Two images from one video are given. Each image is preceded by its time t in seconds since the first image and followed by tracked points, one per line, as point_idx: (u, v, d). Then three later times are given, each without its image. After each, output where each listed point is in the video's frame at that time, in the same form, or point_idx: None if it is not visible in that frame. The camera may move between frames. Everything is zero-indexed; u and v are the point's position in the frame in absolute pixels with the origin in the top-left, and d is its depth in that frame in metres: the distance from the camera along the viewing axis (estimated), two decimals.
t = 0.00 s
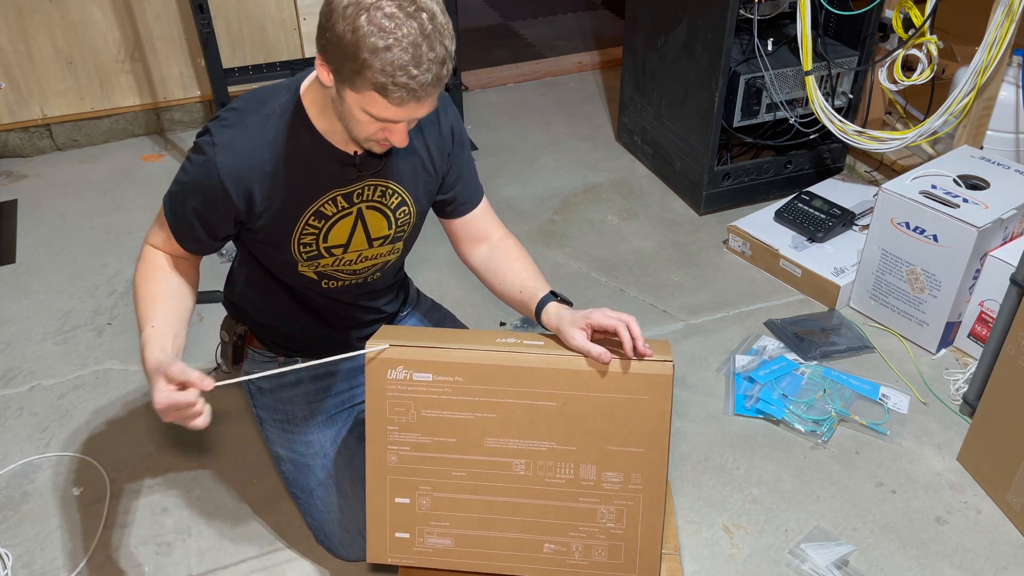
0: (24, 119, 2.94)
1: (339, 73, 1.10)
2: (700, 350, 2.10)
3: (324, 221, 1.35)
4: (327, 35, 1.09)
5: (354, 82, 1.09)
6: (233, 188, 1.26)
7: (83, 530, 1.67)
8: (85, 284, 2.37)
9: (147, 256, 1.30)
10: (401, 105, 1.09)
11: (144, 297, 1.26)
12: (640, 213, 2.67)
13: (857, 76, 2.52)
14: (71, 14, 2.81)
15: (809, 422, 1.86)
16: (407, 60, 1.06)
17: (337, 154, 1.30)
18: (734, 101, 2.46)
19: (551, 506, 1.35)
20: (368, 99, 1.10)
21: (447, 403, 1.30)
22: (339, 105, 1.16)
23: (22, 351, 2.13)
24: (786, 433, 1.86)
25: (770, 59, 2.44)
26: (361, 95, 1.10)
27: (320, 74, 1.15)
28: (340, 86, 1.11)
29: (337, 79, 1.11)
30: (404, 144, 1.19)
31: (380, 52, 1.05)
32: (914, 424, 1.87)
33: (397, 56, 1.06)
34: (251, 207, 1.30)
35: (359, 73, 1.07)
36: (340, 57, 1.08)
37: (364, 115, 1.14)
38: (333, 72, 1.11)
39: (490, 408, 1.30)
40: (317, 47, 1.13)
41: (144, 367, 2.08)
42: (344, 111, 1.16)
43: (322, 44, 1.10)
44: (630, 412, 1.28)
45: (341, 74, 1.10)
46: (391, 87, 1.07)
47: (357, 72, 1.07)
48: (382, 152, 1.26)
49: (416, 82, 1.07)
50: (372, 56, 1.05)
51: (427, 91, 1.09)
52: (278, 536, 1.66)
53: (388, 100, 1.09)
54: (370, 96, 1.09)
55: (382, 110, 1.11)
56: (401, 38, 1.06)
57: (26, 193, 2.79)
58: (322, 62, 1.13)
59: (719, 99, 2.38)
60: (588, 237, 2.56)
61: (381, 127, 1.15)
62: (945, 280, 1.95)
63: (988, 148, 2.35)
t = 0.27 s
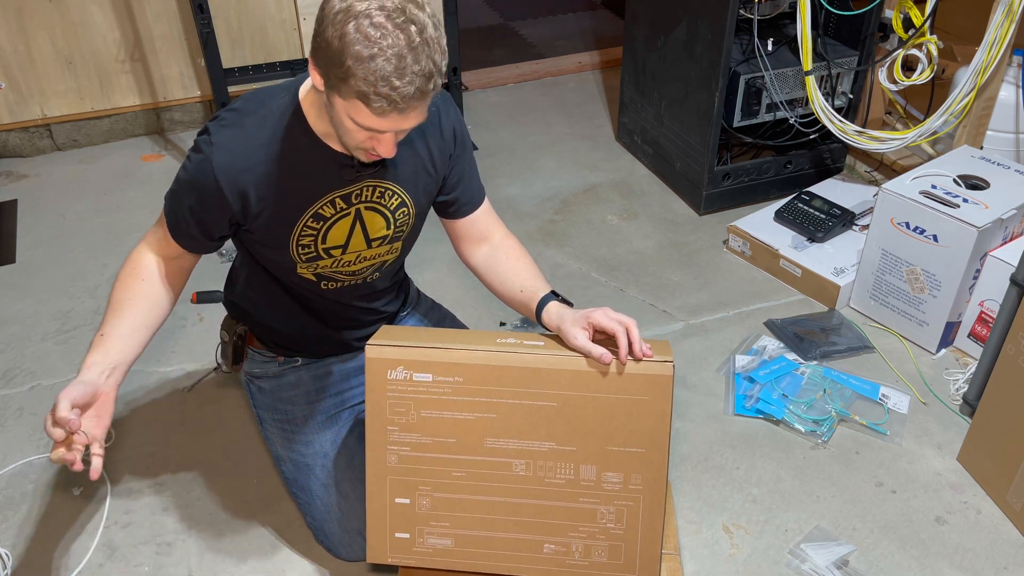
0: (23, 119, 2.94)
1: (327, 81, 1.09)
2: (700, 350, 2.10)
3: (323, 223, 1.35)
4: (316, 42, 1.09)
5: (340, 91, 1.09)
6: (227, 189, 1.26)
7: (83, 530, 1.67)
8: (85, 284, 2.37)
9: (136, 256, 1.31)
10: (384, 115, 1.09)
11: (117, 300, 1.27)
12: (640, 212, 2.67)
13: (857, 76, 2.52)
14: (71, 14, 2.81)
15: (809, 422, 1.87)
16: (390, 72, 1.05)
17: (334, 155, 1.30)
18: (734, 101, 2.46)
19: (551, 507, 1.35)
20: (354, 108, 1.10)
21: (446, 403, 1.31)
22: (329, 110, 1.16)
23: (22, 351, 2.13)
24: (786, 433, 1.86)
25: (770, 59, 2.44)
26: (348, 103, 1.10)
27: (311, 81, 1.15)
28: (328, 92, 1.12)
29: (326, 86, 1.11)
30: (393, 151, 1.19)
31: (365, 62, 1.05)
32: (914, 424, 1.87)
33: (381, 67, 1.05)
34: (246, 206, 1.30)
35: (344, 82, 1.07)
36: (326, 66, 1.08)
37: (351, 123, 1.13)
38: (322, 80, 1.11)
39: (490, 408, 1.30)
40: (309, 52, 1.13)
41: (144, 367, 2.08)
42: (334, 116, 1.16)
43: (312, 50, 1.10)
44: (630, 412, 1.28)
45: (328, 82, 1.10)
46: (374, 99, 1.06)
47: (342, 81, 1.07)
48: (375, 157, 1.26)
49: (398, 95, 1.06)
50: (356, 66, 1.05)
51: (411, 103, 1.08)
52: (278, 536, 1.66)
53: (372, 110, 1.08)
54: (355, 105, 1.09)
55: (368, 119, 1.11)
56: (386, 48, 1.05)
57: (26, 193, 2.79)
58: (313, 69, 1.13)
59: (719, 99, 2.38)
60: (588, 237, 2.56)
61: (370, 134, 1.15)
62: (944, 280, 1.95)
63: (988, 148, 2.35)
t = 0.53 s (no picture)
0: (23, 119, 2.94)
1: (334, 81, 1.09)
2: (700, 350, 2.10)
3: (321, 225, 1.35)
4: (316, 46, 1.08)
5: (350, 88, 1.09)
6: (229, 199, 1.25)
7: (83, 530, 1.67)
8: (85, 283, 2.37)
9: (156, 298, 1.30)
10: (401, 104, 1.10)
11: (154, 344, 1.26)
12: (640, 213, 2.67)
13: (857, 76, 2.52)
14: (71, 14, 2.81)
15: (809, 422, 1.87)
16: (403, 58, 1.06)
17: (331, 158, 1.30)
18: (734, 101, 2.46)
19: (551, 507, 1.35)
20: (368, 103, 1.10)
21: (445, 404, 1.31)
22: (334, 112, 1.16)
23: (22, 351, 2.13)
24: (786, 433, 1.86)
25: (770, 59, 2.44)
26: (359, 99, 1.10)
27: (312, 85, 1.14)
28: (334, 94, 1.11)
29: (331, 87, 1.10)
30: (404, 142, 1.20)
31: (376, 55, 1.05)
32: (914, 424, 1.87)
33: (393, 57, 1.05)
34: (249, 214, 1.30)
35: (355, 78, 1.07)
36: (332, 67, 1.07)
37: (363, 119, 1.13)
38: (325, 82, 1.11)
39: (489, 409, 1.30)
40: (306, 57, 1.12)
41: (144, 367, 2.08)
42: (340, 117, 1.15)
43: (312, 55, 1.10)
44: (630, 412, 1.28)
45: (335, 82, 1.09)
46: (390, 88, 1.07)
47: (353, 77, 1.07)
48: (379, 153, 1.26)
49: (414, 81, 1.07)
50: (368, 60, 1.05)
51: (425, 87, 1.09)
52: (279, 537, 1.66)
53: (388, 101, 1.09)
54: (370, 99, 1.09)
55: (382, 111, 1.11)
56: (394, 38, 1.06)
57: (26, 193, 2.79)
58: (313, 71, 1.12)
59: (719, 99, 2.38)
60: (588, 237, 2.56)
61: (381, 127, 1.15)
62: (945, 281, 1.95)
63: (988, 148, 2.35)
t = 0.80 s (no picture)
0: (23, 119, 2.94)
1: (365, 62, 1.10)
2: (700, 350, 2.10)
3: (329, 223, 1.35)
4: (344, 30, 1.09)
5: (384, 68, 1.10)
6: (247, 200, 1.24)
7: (83, 530, 1.67)
8: (85, 283, 2.37)
9: (217, 345, 1.26)
10: (436, 80, 1.12)
11: (241, 378, 1.24)
12: (640, 212, 2.67)
13: (857, 76, 2.52)
14: (71, 14, 2.81)
15: (809, 422, 1.86)
16: (439, 33, 1.09)
17: (338, 156, 1.30)
18: (734, 102, 2.46)
19: (551, 505, 1.35)
20: (399, 83, 1.12)
21: (446, 401, 1.31)
22: (356, 99, 1.16)
23: (22, 351, 2.13)
24: (786, 433, 1.86)
25: (770, 59, 2.44)
26: (391, 80, 1.11)
27: (333, 73, 1.14)
28: (362, 77, 1.12)
29: (359, 71, 1.11)
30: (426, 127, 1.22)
31: (411, 32, 1.08)
32: (914, 424, 1.87)
33: (429, 33, 1.08)
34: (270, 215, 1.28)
35: (390, 57, 1.09)
36: (365, 47, 1.08)
37: (390, 103, 1.14)
38: (352, 66, 1.11)
39: (490, 406, 1.30)
40: (326, 44, 1.13)
41: (144, 367, 2.08)
42: (364, 104, 1.16)
43: (338, 39, 1.10)
44: (631, 411, 1.28)
45: (366, 64, 1.10)
46: (429, 63, 1.09)
47: (388, 56, 1.08)
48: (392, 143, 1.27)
49: (449, 55, 1.11)
50: (405, 36, 1.07)
51: (455, 62, 1.13)
52: (279, 537, 1.66)
53: (424, 77, 1.11)
54: (403, 79, 1.11)
55: (413, 91, 1.13)
56: (427, 15, 1.09)
57: (26, 193, 2.79)
58: (336, 59, 1.13)
59: (719, 99, 2.38)
60: (589, 237, 2.56)
61: (406, 112, 1.16)
62: (945, 281, 1.95)
63: (988, 148, 2.35)
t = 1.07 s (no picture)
0: (23, 119, 2.94)
1: (380, 52, 1.10)
2: (700, 350, 2.10)
3: (350, 218, 1.34)
4: (359, 21, 1.09)
5: (398, 57, 1.10)
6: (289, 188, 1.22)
7: (83, 530, 1.67)
8: (84, 283, 2.37)
9: (324, 343, 1.22)
10: (451, 66, 1.12)
11: (364, 360, 1.22)
12: (640, 212, 2.67)
13: (857, 76, 2.52)
14: (71, 14, 2.81)
15: (809, 422, 1.87)
16: (452, 19, 1.09)
17: (359, 152, 1.29)
18: (734, 101, 2.46)
19: (552, 506, 1.35)
20: (414, 71, 1.11)
21: (445, 403, 1.31)
22: (373, 92, 1.16)
23: (22, 351, 2.13)
24: (786, 433, 1.86)
25: (770, 59, 2.44)
26: (405, 68, 1.11)
27: (349, 65, 1.14)
28: (377, 67, 1.12)
29: (373, 62, 1.11)
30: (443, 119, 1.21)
31: (424, 17, 1.07)
32: (914, 424, 1.87)
33: (442, 18, 1.08)
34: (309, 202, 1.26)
35: (404, 44, 1.08)
36: (379, 36, 1.08)
37: (407, 93, 1.14)
38: (367, 57, 1.11)
39: (489, 408, 1.30)
40: (342, 37, 1.13)
41: (144, 367, 2.08)
42: (382, 97, 1.16)
43: (352, 31, 1.10)
44: (631, 412, 1.28)
45: (380, 54, 1.10)
46: (442, 49, 1.09)
47: (401, 43, 1.08)
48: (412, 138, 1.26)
49: (463, 41, 1.10)
50: (417, 23, 1.07)
51: (470, 48, 1.13)
52: (279, 537, 1.66)
53: (438, 64, 1.10)
54: (417, 66, 1.10)
55: (429, 79, 1.12)
56: (439, 2, 1.09)
57: (26, 193, 2.79)
58: (352, 51, 1.13)
59: (719, 99, 2.38)
60: (588, 237, 2.56)
61: (423, 103, 1.16)
62: (945, 281, 1.95)
63: (988, 148, 2.35)
